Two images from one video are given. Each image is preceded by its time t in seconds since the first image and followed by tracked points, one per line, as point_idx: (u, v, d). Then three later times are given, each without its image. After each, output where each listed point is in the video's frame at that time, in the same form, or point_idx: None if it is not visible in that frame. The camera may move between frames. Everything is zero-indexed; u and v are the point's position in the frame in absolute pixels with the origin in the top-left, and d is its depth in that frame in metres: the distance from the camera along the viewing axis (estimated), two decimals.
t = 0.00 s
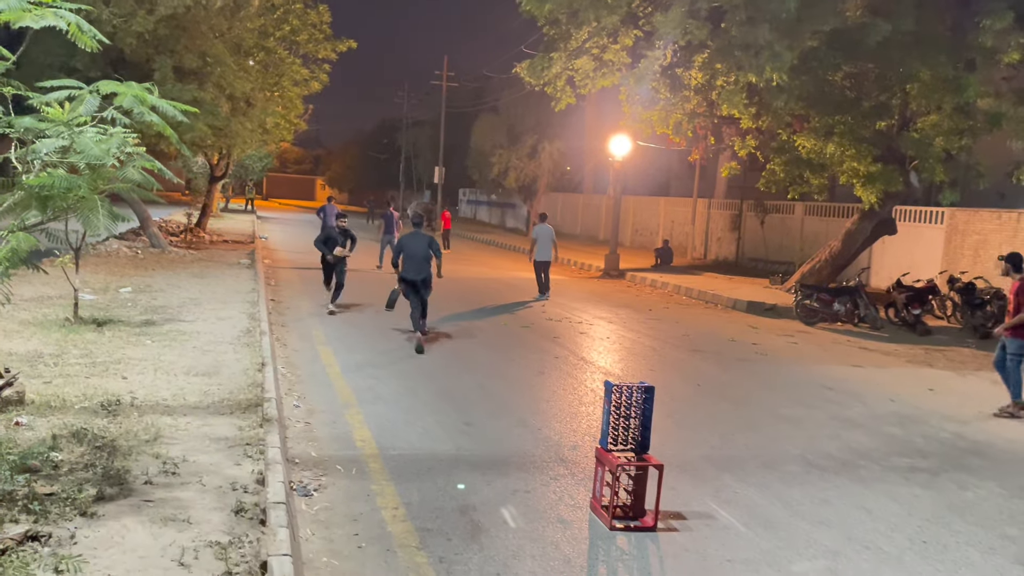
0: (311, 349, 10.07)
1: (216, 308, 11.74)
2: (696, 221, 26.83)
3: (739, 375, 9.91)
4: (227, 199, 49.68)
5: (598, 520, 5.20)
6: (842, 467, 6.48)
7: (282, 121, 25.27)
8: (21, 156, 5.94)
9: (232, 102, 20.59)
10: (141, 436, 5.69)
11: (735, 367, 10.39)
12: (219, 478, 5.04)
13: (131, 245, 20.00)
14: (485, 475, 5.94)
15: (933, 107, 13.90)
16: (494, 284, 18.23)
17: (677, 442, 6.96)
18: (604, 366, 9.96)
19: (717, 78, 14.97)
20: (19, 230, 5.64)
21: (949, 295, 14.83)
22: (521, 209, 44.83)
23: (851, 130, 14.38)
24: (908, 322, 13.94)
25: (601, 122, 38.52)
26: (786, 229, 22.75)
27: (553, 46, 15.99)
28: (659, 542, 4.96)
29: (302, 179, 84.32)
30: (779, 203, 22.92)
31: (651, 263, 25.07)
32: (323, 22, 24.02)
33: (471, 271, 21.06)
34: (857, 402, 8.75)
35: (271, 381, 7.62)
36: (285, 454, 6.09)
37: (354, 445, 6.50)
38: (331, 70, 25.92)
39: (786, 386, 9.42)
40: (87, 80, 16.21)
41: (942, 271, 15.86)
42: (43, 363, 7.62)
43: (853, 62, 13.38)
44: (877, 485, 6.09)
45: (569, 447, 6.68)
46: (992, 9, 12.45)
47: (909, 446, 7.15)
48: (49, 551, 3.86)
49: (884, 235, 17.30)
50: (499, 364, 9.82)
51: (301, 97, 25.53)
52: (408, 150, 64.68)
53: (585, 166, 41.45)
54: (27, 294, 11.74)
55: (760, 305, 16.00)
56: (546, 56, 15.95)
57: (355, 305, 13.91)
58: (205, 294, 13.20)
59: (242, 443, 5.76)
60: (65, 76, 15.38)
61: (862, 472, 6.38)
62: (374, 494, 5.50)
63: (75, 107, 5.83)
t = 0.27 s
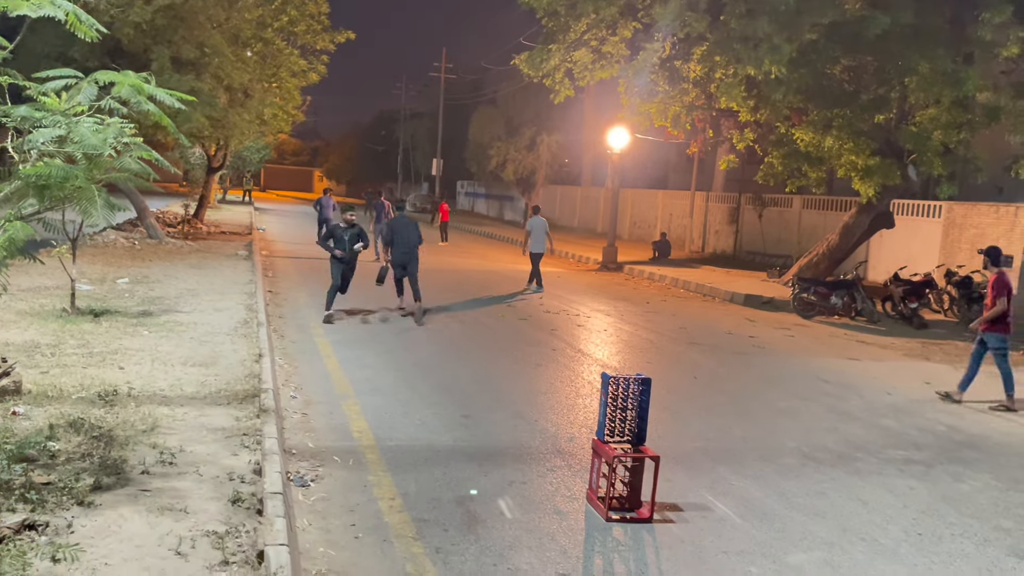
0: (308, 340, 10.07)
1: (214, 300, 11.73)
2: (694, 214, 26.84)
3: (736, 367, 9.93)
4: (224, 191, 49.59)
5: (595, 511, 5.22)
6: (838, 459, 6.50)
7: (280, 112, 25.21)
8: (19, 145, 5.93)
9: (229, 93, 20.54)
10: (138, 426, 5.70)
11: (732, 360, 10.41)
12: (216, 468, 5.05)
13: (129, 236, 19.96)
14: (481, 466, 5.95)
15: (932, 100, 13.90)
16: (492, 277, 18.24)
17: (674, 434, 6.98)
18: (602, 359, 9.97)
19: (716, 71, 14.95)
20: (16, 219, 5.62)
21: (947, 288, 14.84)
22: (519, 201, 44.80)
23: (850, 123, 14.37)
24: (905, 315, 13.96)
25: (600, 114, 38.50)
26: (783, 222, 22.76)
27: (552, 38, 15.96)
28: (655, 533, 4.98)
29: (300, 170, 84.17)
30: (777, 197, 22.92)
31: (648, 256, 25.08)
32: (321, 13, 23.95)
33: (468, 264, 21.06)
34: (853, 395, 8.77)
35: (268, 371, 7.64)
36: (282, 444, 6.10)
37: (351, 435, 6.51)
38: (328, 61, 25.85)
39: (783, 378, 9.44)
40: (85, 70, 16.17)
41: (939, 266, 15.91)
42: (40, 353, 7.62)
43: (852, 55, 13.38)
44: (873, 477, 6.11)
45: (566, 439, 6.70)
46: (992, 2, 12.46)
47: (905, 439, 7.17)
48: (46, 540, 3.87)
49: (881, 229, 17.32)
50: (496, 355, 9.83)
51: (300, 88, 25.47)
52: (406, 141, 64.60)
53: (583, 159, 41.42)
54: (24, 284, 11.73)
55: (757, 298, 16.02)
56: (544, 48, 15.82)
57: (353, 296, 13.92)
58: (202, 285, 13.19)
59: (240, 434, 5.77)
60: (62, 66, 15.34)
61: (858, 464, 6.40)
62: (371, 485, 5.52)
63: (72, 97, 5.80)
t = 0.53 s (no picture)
0: (309, 332, 10.09)
1: (215, 292, 11.74)
2: (694, 208, 26.83)
3: (736, 361, 9.95)
4: (225, 183, 49.57)
5: (595, 503, 5.24)
6: (838, 453, 6.51)
7: (281, 104, 25.18)
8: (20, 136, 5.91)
9: (230, 86, 20.52)
10: (141, 417, 5.71)
11: (733, 354, 10.43)
12: (218, 459, 5.06)
13: (130, 228, 19.97)
14: (482, 459, 5.97)
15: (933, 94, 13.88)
16: (492, 270, 18.25)
17: (674, 428, 7.00)
18: (602, 352, 9.98)
19: (718, 64, 14.94)
20: (18, 211, 5.63)
21: (948, 283, 14.84)
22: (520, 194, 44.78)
23: (851, 117, 14.35)
24: (905, 310, 13.96)
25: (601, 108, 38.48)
26: (784, 216, 22.76)
27: (553, 31, 15.96)
28: (655, 526, 4.99)
29: (300, 163, 84.11)
30: (778, 191, 22.92)
31: (649, 250, 25.09)
32: (322, 6, 23.91)
33: (469, 257, 21.06)
34: (852, 389, 8.78)
35: (269, 363, 7.65)
36: (284, 436, 6.12)
37: (352, 428, 6.53)
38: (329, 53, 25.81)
39: (783, 372, 9.45)
40: (86, 62, 16.15)
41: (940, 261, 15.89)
42: (42, 344, 7.63)
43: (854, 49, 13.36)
44: (872, 471, 6.13)
45: (567, 432, 6.71)
46: None
47: (905, 432, 7.18)
48: (49, 530, 3.88)
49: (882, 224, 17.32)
50: (497, 348, 9.85)
51: (300, 81, 25.44)
52: (406, 134, 64.50)
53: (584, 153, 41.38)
54: (26, 276, 11.74)
55: (758, 293, 16.03)
56: (546, 41, 16.03)
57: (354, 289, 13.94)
58: (203, 277, 13.20)
59: (242, 426, 5.78)
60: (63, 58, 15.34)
61: (858, 457, 6.42)
62: (372, 477, 5.53)
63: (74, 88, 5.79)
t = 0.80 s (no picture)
0: (316, 326, 10.11)
1: (222, 285, 11.76)
2: (701, 202, 26.77)
3: (742, 356, 9.93)
4: (231, 176, 49.67)
5: (601, 497, 5.25)
6: (844, 448, 6.51)
7: (287, 98, 25.19)
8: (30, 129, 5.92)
9: (237, 79, 20.53)
10: (149, 409, 5.74)
11: (739, 348, 10.42)
12: (226, 451, 5.08)
13: (137, 221, 20.02)
14: (488, 452, 5.98)
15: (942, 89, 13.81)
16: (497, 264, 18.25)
17: (680, 422, 7.00)
18: (608, 347, 9.98)
19: (725, 58, 14.89)
20: (29, 203, 5.64)
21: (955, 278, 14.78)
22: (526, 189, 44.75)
23: (858, 112, 14.30)
24: (912, 305, 13.93)
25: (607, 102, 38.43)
26: (790, 211, 22.71)
27: (560, 24, 15.94)
28: (662, 520, 5.00)
29: (306, 157, 84.17)
30: (784, 185, 22.86)
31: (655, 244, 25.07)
32: None
33: (475, 251, 21.06)
34: (858, 383, 8.77)
35: (277, 356, 7.67)
36: (291, 429, 6.14)
37: (359, 421, 6.55)
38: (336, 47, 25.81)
39: (790, 367, 9.44)
40: (93, 55, 16.18)
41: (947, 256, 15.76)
42: (51, 337, 7.67)
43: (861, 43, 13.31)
44: (878, 465, 6.13)
45: (572, 425, 6.72)
46: None
47: (911, 427, 7.17)
48: (59, 521, 3.91)
49: (889, 218, 17.26)
50: (502, 342, 9.86)
51: (307, 74, 25.44)
52: (412, 128, 64.47)
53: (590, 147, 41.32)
54: (34, 268, 11.78)
55: (764, 287, 16.01)
56: (552, 35, 16.15)
57: (360, 282, 13.96)
58: (210, 271, 13.23)
59: (249, 418, 5.81)
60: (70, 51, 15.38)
61: (864, 452, 6.42)
62: (379, 470, 5.55)
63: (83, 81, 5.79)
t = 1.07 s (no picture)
0: (326, 322, 10.13)
1: (233, 282, 11.80)
2: (711, 199, 26.69)
3: (753, 354, 9.90)
4: (241, 173, 49.84)
5: (611, 494, 5.25)
6: (855, 446, 6.48)
7: (297, 94, 25.24)
8: (43, 126, 5.95)
9: (247, 76, 20.59)
10: (162, 405, 5.77)
11: (749, 346, 10.39)
12: (238, 448, 5.11)
13: (148, 217, 20.11)
14: (499, 449, 5.99)
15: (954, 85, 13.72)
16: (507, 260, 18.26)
17: (690, 420, 6.99)
18: (617, 344, 9.96)
19: (736, 54, 14.83)
20: (43, 201, 5.65)
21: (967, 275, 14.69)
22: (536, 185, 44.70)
23: (870, 108, 14.22)
24: (923, 303, 13.85)
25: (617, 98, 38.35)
26: (801, 207, 22.62)
27: (570, 20, 15.92)
28: (672, 518, 5.00)
29: (316, 153, 84.32)
30: (795, 181, 22.78)
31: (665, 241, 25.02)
32: None
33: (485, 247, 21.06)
34: (869, 381, 8.74)
35: (287, 353, 7.70)
36: (302, 425, 6.16)
37: (369, 417, 6.57)
38: (346, 43, 25.82)
39: (800, 365, 9.40)
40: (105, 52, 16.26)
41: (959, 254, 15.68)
42: (64, 333, 7.72)
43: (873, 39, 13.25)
44: (889, 464, 6.10)
45: (582, 423, 6.72)
46: None
47: (922, 426, 7.14)
48: (74, 517, 3.94)
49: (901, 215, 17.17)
50: (512, 339, 9.87)
51: (317, 71, 25.48)
52: (422, 124, 64.48)
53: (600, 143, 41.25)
54: (47, 265, 11.85)
55: (775, 284, 15.95)
56: (562, 32, 16.08)
57: (370, 279, 13.99)
58: (221, 267, 13.28)
59: (261, 414, 5.83)
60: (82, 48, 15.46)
61: (875, 450, 6.40)
62: (389, 466, 5.57)
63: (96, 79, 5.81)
